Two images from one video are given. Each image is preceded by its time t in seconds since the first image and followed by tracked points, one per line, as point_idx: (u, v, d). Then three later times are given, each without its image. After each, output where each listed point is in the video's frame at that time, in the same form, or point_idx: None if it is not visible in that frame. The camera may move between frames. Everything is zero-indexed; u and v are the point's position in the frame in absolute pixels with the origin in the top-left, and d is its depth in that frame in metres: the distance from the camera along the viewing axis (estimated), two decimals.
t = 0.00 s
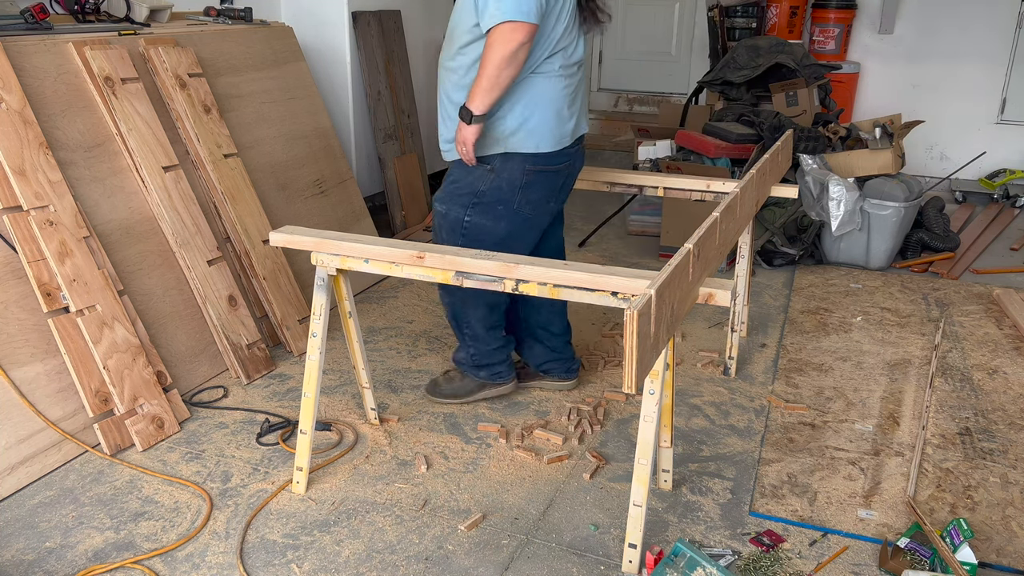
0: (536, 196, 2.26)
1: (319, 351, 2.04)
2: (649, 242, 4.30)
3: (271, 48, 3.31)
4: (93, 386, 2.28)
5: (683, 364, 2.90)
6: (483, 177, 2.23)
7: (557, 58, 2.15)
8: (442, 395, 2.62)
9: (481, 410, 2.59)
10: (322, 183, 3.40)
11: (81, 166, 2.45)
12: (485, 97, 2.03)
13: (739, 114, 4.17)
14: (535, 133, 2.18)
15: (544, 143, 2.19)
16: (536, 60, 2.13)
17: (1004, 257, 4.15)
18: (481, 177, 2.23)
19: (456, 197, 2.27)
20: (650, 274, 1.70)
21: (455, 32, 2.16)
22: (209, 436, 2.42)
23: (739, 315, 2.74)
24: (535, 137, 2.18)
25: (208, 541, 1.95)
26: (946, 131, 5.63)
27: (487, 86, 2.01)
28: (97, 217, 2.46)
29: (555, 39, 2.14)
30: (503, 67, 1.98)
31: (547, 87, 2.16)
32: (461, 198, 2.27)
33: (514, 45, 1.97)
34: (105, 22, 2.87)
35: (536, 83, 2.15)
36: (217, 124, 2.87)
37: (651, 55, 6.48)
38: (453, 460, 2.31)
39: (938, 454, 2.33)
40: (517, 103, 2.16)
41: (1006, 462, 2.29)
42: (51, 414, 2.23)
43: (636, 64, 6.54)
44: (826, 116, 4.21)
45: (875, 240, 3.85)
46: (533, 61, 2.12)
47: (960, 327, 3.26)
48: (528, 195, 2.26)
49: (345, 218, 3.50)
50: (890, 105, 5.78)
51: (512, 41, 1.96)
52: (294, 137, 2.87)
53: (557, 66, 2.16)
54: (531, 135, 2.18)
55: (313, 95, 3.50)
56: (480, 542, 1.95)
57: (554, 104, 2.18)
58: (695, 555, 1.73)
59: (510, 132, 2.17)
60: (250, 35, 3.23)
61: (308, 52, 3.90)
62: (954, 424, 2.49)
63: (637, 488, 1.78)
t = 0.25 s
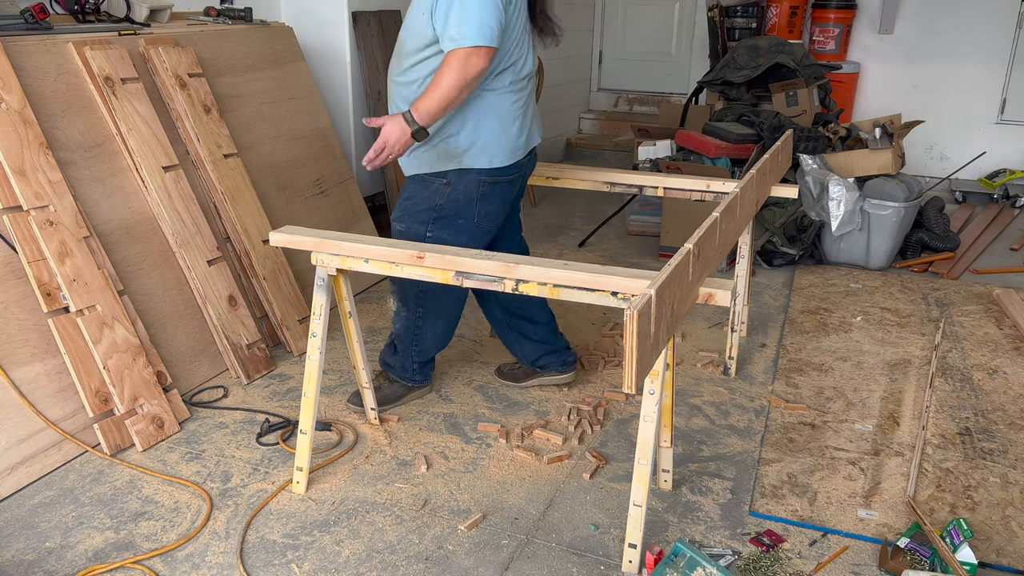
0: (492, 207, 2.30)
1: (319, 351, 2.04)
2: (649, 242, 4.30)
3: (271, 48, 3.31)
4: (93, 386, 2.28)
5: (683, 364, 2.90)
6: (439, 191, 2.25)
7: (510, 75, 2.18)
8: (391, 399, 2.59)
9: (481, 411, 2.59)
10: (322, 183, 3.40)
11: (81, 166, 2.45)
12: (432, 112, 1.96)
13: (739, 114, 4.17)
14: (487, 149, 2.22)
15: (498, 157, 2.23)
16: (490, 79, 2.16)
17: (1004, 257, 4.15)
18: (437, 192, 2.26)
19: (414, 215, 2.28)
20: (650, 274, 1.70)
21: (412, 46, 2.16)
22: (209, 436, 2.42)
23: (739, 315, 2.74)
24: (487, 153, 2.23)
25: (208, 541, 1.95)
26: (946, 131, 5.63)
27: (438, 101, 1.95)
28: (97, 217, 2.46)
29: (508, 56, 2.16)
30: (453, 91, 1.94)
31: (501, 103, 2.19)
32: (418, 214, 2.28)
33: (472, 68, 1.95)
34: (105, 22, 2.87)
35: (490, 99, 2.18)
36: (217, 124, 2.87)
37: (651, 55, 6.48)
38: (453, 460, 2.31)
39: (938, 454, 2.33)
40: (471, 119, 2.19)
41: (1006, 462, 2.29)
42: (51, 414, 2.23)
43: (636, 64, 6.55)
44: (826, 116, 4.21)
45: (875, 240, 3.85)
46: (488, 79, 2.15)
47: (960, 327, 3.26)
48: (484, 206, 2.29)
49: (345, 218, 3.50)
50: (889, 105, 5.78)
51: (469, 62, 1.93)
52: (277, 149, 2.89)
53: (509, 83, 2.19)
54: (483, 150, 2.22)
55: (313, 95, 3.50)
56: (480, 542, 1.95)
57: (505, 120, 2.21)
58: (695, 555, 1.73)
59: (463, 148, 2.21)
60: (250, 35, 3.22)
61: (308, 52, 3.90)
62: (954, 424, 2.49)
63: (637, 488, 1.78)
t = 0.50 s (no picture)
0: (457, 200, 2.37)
1: (319, 351, 2.04)
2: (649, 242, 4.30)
3: (271, 49, 3.31)
4: (94, 386, 2.28)
5: (683, 364, 2.90)
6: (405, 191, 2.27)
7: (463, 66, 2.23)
8: (390, 399, 2.60)
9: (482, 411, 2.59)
10: (322, 183, 3.40)
11: (81, 166, 2.45)
12: (378, 91, 1.84)
13: (739, 114, 4.17)
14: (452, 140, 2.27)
15: (458, 150, 2.28)
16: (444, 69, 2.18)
17: (1004, 257, 4.15)
18: (403, 191, 2.26)
19: (384, 219, 2.30)
20: (650, 274, 1.70)
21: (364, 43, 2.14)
22: (209, 436, 2.42)
23: (739, 315, 2.74)
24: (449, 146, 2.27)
25: (208, 541, 1.95)
26: (946, 131, 5.63)
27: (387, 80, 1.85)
28: (97, 217, 2.46)
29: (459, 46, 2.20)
30: (403, 71, 1.86)
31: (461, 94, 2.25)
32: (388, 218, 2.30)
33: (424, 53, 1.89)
34: (105, 22, 2.87)
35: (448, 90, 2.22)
36: (217, 124, 2.88)
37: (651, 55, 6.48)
38: (453, 460, 2.31)
39: (938, 454, 2.33)
40: (431, 113, 2.21)
41: (1006, 462, 2.29)
42: (51, 414, 2.23)
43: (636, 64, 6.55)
44: (826, 116, 4.22)
45: (875, 240, 3.85)
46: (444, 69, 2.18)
47: (960, 327, 3.26)
48: (452, 201, 2.34)
49: (345, 218, 3.49)
50: (889, 105, 5.78)
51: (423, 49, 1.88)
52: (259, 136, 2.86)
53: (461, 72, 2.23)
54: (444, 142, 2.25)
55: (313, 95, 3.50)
56: (480, 542, 1.95)
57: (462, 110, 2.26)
58: (695, 555, 1.73)
59: (426, 142, 2.22)
60: (250, 35, 3.22)
61: (308, 52, 3.90)
62: (954, 424, 2.49)
63: (637, 488, 1.77)
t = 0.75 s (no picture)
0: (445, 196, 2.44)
1: (319, 351, 2.04)
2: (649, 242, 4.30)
3: (271, 49, 3.26)
4: (93, 386, 2.28)
5: (683, 364, 2.90)
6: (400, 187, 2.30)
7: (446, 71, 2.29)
8: (390, 399, 2.59)
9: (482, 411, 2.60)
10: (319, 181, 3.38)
11: (81, 166, 2.45)
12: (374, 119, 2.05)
13: (740, 114, 4.16)
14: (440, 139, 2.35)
15: (442, 144, 2.36)
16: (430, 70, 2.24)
17: (1004, 257, 4.15)
18: (398, 188, 2.29)
19: (383, 218, 2.31)
20: (650, 274, 1.70)
21: (349, 45, 2.12)
22: (209, 436, 2.42)
23: (739, 315, 2.74)
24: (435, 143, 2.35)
25: (208, 541, 1.95)
26: (946, 131, 5.63)
27: (379, 107, 2.03)
28: (97, 217, 2.46)
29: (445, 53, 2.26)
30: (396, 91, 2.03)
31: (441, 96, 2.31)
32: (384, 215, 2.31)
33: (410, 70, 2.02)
34: (105, 22, 2.87)
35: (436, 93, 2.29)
36: (217, 124, 2.88)
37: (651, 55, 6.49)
38: (453, 460, 2.31)
39: (938, 454, 2.33)
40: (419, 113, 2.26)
41: (1006, 462, 2.29)
42: (51, 414, 2.23)
43: (636, 64, 6.55)
44: (826, 116, 4.22)
45: (875, 241, 3.85)
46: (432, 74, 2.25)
47: (960, 327, 3.26)
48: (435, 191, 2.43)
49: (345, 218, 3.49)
50: (889, 105, 5.78)
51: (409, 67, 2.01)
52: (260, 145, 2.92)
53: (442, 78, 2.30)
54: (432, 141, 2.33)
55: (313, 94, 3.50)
56: (480, 542, 1.95)
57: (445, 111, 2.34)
58: (695, 555, 1.73)
59: (417, 142, 2.27)
60: (249, 35, 3.19)
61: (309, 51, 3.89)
62: (954, 424, 2.49)
63: (637, 488, 1.78)
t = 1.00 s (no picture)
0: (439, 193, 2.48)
1: (319, 351, 2.04)
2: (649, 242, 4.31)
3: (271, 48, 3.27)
4: (93, 386, 2.28)
5: (683, 364, 2.90)
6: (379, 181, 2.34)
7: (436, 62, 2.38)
8: (391, 399, 2.60)
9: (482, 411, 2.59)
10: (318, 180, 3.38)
11: (81, 166, 2.45)
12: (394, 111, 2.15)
13: (739, 114, 4.16)
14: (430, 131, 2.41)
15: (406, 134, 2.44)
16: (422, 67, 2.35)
17: (1004, 257, 4.15)
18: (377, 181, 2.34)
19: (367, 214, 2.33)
20: (650, 274, 1.70)
21: (317, 39, 2.13)
22: (209, 436, 2.42)
23: (739, 315, 2.74)
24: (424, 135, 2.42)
25: (208, 540, 1.95)
26: (946, 131, 5.64)
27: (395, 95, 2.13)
28: (97, 217, 2.46)
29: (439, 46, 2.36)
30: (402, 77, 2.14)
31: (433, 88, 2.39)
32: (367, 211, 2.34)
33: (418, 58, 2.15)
34: (105, 22, 2.87)
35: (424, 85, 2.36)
36: (216, 124, 2.88)
37: (651, 55, 6.49)
38: (453, 460, 2.31)
39: (938, 454, 2.33)
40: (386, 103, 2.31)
41: (1006, 462, 2.29)
42: (51, 414, 2.23)
43: (636, 64, 6.55)
44: (826, 116, 4.22)
45: (875, 241, 3.85)
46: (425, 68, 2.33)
47: (960, 327, 3.26)
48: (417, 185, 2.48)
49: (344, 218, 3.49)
50: (889, 105, 5.79)
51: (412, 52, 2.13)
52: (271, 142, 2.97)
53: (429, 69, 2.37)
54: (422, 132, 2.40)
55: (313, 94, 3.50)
56: (480, 542, 1.95)
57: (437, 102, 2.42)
58: (695, 555, 1.73)
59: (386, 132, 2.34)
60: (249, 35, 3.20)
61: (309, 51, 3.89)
62: (954, 424, 2.49)
63: (637, 488, 1.78)
